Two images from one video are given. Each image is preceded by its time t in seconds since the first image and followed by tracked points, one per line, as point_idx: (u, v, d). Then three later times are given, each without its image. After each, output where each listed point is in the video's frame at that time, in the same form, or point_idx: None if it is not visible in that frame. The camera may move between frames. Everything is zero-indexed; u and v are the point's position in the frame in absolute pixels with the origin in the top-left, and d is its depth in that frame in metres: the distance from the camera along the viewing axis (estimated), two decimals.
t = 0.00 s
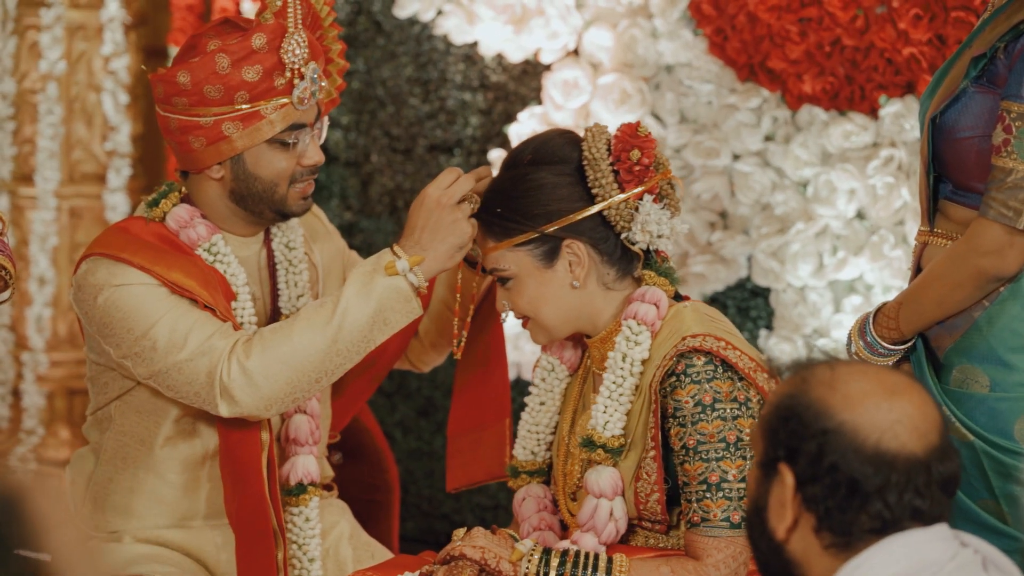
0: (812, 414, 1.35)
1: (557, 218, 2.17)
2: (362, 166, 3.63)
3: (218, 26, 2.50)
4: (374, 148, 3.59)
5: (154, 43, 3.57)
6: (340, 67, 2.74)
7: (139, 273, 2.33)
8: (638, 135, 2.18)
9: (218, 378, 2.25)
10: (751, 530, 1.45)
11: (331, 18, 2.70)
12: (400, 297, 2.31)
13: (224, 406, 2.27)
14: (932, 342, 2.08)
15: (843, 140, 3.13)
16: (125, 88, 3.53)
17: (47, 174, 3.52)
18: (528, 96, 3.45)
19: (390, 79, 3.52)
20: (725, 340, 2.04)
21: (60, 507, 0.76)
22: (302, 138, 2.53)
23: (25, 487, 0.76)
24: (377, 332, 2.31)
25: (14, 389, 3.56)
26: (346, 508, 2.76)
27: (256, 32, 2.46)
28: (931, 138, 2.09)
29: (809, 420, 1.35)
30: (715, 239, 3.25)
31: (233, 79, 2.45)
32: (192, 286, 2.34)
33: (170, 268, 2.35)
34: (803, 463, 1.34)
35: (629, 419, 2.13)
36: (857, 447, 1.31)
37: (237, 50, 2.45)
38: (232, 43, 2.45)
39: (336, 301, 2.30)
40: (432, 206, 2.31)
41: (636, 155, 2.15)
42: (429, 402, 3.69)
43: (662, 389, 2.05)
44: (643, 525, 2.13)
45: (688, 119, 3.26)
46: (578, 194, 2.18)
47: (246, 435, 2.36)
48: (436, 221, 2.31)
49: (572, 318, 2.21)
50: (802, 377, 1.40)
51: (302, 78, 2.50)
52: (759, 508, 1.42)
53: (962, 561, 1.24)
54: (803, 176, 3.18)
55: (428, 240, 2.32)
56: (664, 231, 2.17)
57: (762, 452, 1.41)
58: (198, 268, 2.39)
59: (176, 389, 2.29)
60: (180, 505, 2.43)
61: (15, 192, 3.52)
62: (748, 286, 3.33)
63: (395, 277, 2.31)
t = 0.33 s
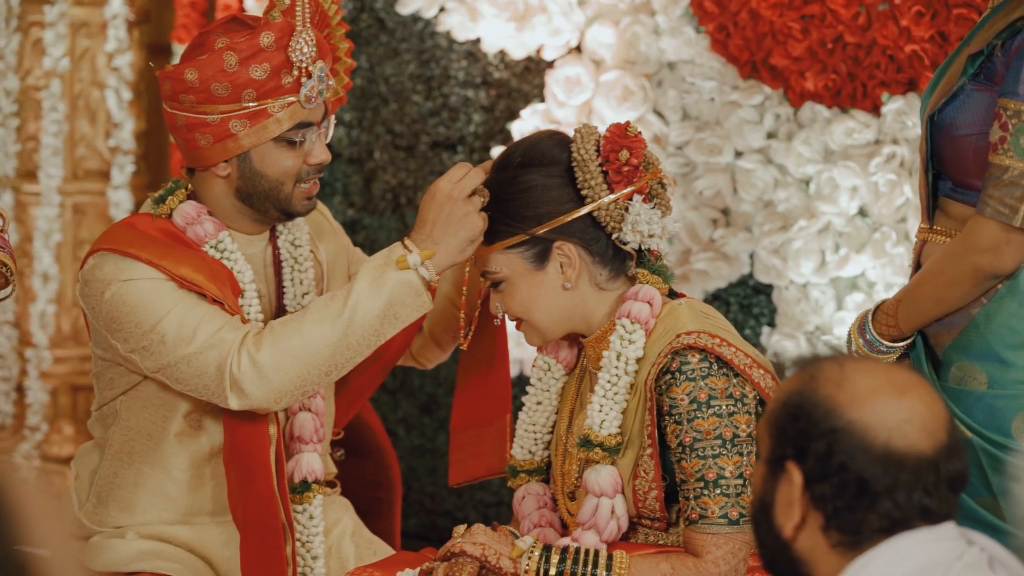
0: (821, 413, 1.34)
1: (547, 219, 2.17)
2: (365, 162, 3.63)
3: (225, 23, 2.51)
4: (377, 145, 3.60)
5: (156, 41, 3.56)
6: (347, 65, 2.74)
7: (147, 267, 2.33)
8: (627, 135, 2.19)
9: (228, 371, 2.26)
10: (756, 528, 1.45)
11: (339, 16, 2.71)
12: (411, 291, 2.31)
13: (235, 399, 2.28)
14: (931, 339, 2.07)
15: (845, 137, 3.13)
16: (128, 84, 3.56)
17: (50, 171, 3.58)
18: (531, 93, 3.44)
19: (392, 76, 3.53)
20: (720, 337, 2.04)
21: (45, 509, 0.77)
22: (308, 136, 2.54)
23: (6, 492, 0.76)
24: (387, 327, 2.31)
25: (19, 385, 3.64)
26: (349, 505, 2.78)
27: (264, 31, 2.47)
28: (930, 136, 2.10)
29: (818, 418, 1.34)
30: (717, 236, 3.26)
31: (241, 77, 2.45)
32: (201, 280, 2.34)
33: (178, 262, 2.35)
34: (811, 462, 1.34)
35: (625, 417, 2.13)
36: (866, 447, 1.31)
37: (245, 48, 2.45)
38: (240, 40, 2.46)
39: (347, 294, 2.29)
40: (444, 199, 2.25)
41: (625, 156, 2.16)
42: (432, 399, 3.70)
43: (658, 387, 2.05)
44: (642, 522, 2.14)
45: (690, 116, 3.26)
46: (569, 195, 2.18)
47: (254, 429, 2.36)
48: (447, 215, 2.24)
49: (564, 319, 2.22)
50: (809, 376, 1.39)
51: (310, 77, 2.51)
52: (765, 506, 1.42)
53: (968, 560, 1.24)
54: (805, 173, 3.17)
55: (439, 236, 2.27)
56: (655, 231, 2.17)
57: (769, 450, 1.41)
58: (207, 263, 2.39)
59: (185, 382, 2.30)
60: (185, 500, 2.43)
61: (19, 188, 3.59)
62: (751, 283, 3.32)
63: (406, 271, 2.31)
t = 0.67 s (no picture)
0: (831, 414, 1.32)
1: (541, 223, 2.19)
2: (371, 161, 3.65)
3: (236, 21, 2.52)
4: (382, 143, 3.61)
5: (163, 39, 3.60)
6: (357, 64, 2.74)
7: (156, 264, 2.34)
8: (621, 137, 2.18)
9: (237, 368, 2.27)
10: (761, 527, 1.43)
11: (350, 15, 2.71)
12: (422, 288, 2.31)
13: (243, 396, 2.28)
14: (933, 338, 2.08)
15: (850, 136, 3.13)
16: (133, 82, 3.58)
17: (56, 168, 3.60)
18: (536, 91, 3.44)
19: (398, 74, 3.54)
20: (717, 336, 2.04)
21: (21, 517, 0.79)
22: (317, 135, 2.54)
23: None
24: (397, 324, 2.32)
25: (25, 382, 3.68)
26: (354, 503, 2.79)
27: (274, 30, 2.48)
28: (931, 134, 2.10)
29: (828, 419, 1.32)
30: (721, 234, 3.26)
31: (250, 76, 2.46)
32: (211, 277, 2.35)
33: (188, 259, 2.36)
34: (820, 463, 1.32)
35: (624, 417, 2.13)
36: (876, 449, 1.28)
37: (254, 48, 2.46)
38: (249, 40, 2.46)
39: (357, 292, 2.30)
40: (454, 196, 2.24)
41: (618, 158, 2.15)
42: (437, 397, 3.70)
43: (656, 386, 2.05)
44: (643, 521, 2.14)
45: (695, 114, 3.26)
46: (563, 198, 2.19)
47: (262, 426, 2.38)
48: (457, 212, 2.24)
49: (560, 323, 2.23)
50: (817, 374, 1.37)
51: (319, 76, 2.51)
52: (772, 505, 1.40)
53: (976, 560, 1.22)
54: (810, 172, 3.17)
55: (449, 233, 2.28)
56: (649, 232, 2.17)
57: (777, 447, 1.38)
58: (215, 259, 2.39)
59: (194, 379, 2.30)
60: (192, 497, 2.45)
61: (25, 186, 3.62)
62: (755, 281, 3.33)
63: (416, 268, 2.31)
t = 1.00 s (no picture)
0: (830, 414, 1.31)
1: (528, 227, 2.19)
2: (368, 159, 3.65)
3: (238, 21, 2.52)
4: (379, 142, 3.61)
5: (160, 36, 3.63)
6: (359, 64, 2.73)
7: (158, 261, 2.34)
8: (607, 138, 2.18)
9: (238, 365, 2.26)
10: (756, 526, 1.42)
11: (352, 15, 2.71)
12: (423, 286, 2.31)
13: (245, 393, 2.28)
14: (926, 337, 2.08)
15: (846, 135, 3.12)
16: (131, 80, 3.57)
17: (54, 167, 3.60)
18: (533, 90, 3.44)
19: (395, 72, 3.54)
20: (708, 336, 2.03)
21: None
22: (318, 136, 2.54)
23: None
24: (398, 322, 2.32)
25: (22, 380, 3.68)
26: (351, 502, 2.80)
27: (276, 30, 2.47)
28: (923, 134, 2.10)
29: (827, 420, 1.31)
30: (718, 233, 3.26)
31: (252, 76, 2.45)
32: (212, 275, 2.35)
33: (189, 257, 2.36)
34: (819, 464, 1.30)
35: (615, 417, 2.13)
36: (875, 450, 1.27)
37: (256, 47, 2.45)
38: (251, 39, 2.45)
39: (359, 288, 2.30)
40: (456, 194, 2.23)
41: (604, 160, 2.15)
42: (434, 396, 3.70)
43: (647, 386, 2.05)
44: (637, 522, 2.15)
45: (691, 113, 3.26)
46: (550, 201, 2.19)
47: (263, 422, 2.38)
48: (458, 211, 2.22)
49: (550, 325, 2.22)
50: (813, 373, 1.36)
51: (321, 77, 2.51)
52: (767, 504, 1.39)
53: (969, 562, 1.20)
54: (806, 171, 3.17)
55: (450, 230, 2.25)
56: (638, 232, 2.17)
57: (775, 447, 1.37)
58: (216, 257, 2.39)
59: (195, 375, 2.30)
60: (190, 496, 2.44)
61: (22, 184, 3.61)
62: (751, 280, 3.32)
63: (417, 266, 2.31)
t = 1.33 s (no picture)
0: (827, 414, 1.29)
1: (524, 229, 2.20)
2: (371, 158, 3.66)
3: (242, 18, 2.51)
4: (382, 140, 3.62)
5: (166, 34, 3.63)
6: (363, 61, 2.75)
7: (166, 257, 2.34)
8: (599, 138, 2.17)
9: (248, 359, 2.27)
10: (755, 526, 1.41)
11: (355, 12, 2.71)
12: (431, 282, 2.31)
13: (255, 388, 2.29)
14: (926, 335, 2.08)
15: (849, 133, 3.12)
16: (135, 79, 3.58)
17: (57, 165, 3.60)
18: (536, 88, 3.44)
19: (398, 71, 3.55)
20: (704, 335, 2.04)
21: None
22: (323, 132, 2.55)
23: None
24: (407, 317, 2.32)
25: (27, 378, 3.69)
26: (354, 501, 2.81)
27: (280, 27, 2.47)
28: (922, 132, 2.10)
29: (824, 420, 1.29)
30: (720, 232, 3.26)
31: (256, 74, 2.45)
32: (221, 271, 2.36)
33: (197, 253, 2.36)
34: (819, 465, 1.29)
35: (613, 416, 2.14)
36: (874, 448, 1.26)
37: (259, 45, 2.45)
38: (255, 37, 2.45)
39: (368, 283, 2.31)
40: (465, 189, 2.22)
41: (597, 159, 2.15)
42: (437, 394, 3.70)
43: (644, 385, 2.05)
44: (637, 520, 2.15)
45: (694, 112, 3.26)
46: (545, 202, 2.20)
47: (269, 417, 2.38)
48: (467, 206, 2.21)
49: (548, 326, 2.22)
50: (807, 372, 1.35)
51: (325, 73, 2.52)
52: (767, 506, 1.37)
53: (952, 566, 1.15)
54: (808, 169, 3.17)
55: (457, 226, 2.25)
56: (633, 231, 2.17)
57: (771, 450, 1.36)
58: (224, 254, 2.40)
59: (204, 370, 2.30)
60: (196, 492, 2.45)
61: (26, 182, 3.62)
62: (754, 278, 3.32)
63: (427, 261, 2.31)
